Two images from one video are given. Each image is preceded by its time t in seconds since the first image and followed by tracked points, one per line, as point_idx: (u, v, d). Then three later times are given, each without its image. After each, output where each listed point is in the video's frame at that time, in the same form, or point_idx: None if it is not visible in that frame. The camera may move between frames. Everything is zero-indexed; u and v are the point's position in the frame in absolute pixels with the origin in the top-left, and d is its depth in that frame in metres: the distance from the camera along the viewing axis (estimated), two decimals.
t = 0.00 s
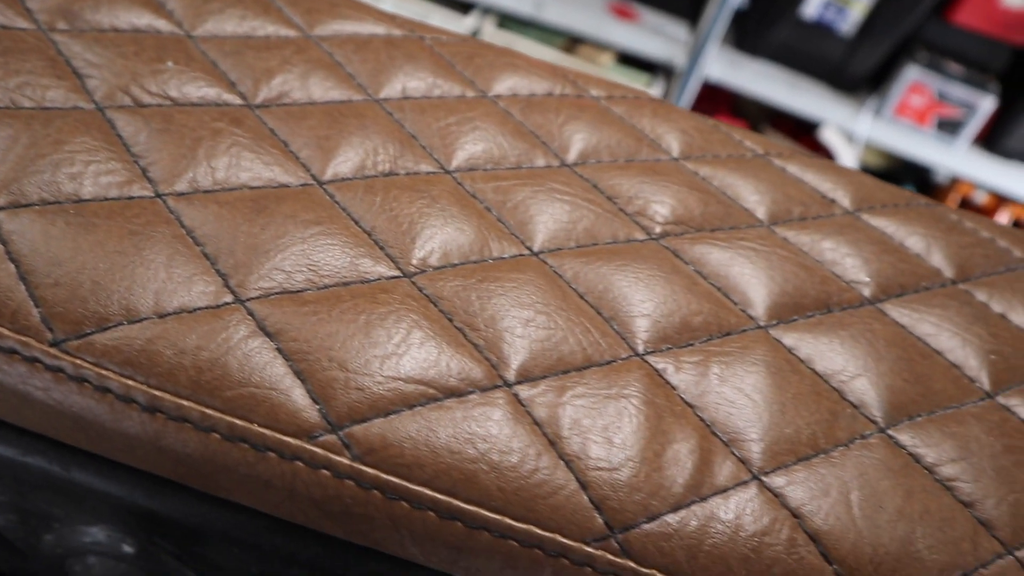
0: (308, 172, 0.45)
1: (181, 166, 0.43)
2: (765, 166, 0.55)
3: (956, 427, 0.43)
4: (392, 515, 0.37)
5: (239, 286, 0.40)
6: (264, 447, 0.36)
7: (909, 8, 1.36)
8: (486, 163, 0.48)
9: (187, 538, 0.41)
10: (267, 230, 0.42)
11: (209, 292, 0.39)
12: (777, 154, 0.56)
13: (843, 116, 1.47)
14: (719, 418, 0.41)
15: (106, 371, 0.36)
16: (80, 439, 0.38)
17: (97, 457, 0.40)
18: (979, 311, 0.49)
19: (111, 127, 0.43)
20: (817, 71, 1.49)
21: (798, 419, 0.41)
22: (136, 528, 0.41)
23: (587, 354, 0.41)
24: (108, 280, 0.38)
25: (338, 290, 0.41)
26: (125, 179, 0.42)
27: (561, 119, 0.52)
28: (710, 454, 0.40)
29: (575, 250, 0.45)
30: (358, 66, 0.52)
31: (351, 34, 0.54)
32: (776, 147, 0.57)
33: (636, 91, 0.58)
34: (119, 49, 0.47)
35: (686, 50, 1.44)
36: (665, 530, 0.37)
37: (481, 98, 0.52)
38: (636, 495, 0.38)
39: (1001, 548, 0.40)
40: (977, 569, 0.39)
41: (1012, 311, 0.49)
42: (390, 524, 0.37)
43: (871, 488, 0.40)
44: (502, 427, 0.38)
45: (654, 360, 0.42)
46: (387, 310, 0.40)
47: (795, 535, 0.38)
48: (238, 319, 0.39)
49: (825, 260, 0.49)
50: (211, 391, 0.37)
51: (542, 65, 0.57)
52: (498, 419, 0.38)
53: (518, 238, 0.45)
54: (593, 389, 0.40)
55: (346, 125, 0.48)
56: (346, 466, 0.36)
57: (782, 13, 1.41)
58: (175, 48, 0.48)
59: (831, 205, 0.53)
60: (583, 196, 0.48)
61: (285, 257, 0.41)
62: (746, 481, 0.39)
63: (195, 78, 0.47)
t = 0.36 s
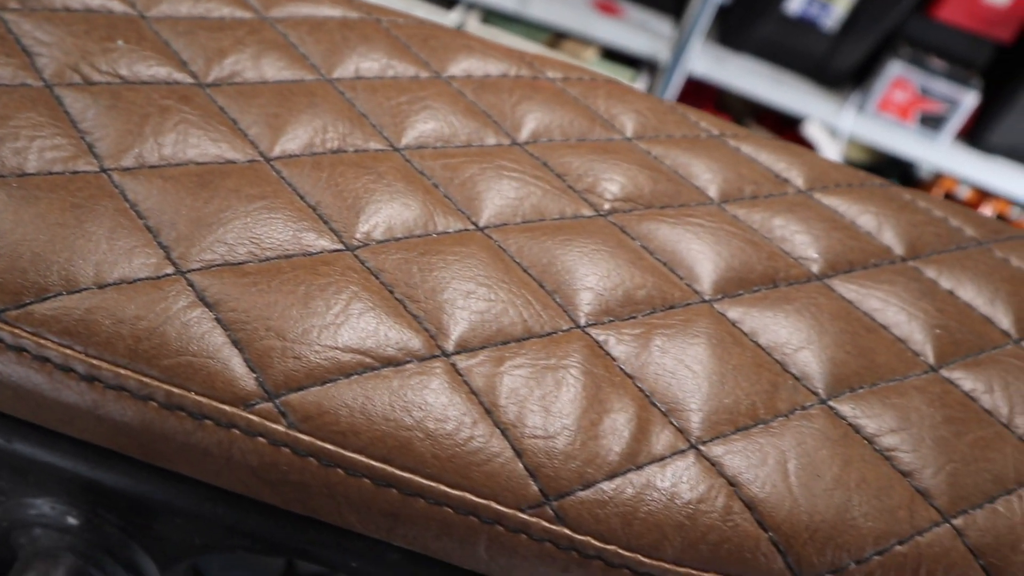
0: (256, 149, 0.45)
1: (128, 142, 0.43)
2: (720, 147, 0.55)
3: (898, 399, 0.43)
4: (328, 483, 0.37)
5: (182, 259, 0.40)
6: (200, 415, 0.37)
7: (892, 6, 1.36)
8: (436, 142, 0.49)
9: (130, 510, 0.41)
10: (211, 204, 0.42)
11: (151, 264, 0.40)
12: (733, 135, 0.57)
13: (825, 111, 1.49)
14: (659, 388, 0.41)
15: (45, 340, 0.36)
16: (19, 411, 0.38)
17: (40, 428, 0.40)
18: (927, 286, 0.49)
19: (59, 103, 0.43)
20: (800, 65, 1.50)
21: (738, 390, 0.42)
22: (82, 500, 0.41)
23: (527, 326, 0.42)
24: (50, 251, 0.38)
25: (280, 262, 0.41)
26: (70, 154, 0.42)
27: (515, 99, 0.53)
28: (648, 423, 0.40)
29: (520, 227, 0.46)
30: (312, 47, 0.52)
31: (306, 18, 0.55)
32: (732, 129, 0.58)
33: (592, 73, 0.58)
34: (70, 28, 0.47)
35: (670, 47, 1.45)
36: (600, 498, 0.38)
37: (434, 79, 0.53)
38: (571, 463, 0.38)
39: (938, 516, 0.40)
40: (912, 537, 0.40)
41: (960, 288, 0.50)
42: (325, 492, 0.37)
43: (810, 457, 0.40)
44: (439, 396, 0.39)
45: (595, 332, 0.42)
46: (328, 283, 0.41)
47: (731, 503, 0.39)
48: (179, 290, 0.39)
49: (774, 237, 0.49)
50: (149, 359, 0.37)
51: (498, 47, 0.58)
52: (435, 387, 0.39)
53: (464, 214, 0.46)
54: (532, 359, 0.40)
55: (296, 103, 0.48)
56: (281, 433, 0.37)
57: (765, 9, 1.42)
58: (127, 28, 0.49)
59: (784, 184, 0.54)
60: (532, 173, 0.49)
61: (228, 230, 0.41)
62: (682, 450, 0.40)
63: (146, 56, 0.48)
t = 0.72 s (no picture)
0: (205, 128, 0.46)
1: (77, 121, 0.43)
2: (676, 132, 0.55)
3: (843, 373, 0.44)
4: (269, 455, 0.37)
5: (126, 235, 0.40)
6: (141, 388, 0.37)
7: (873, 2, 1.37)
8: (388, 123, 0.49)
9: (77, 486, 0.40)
10: (158, 183, 0.42)
11: (95, 239, 0.40)
12: (690, 118, 0.57)
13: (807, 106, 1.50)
14: (602, 363, 0.41)
15: None
16: None
17: None
18: (878, 265, 0.50)
19: (7, 84, 0.44)
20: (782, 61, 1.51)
21: (682, 364, 0.42)
22: (29, 476, 0.40)
23: (471, 302, 0.42)
24: None
25: (224, 239, 0.41)
26: (16, 132, 0.42)
27: (469, 82, 0.54)
28: (590, 397, 0.40)
29: (469, 206, 0.46)
30: (267, 30, 0.53)
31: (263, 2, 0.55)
32: (690, 112, 0.58)
33: (548, 56, 0.59)
34: (22, 9, 0.48)
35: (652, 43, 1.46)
36: (540, 470, 0.38)
37: (389, 61, 0.53)
38: (511, 436, 0.38)
39: (880, 489, 0.41)
40: (853, 509, 0.40)
41: (912, 267, 0.50)
42: (265, 465, 0.38)
43: (753, 430, 0.41)
44: (380, 370, 0.39)
45: (540, 308, 0.43)
46: (271, 259, 0.41)
47: (672, 475, 0.39)
48: (122, 265, 0.39)
49: (725, 216, 0.50)
50: (90, 333, 0.37)
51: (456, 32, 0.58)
52: (377, 361, 0.39)
53: (413, 192, 0.46)
54: (475, 334, 0.41)
55: (248, 84, 0.48)
56: (221, 406, 0.37)
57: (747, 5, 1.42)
58: (80, 10, 0.49)
59: (738, 165, 0.54)
60: (483, 152, 0.49)
61: (174, 208, 0.42)
62: (624, 424, 0.40)
63: (98, 37, 0.48)
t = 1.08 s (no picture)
0: (155, 111, 0.46)
1: (26, 104, 0.43)
2: (635, 114, 0.56)
3: (790, 350, 0.44)
4: (211, 431, 0.37)
5: (71, 215, 0.40)
6: (83, 365, 0.37)
7: None
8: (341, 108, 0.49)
9: (25, 466, 0.41)
10: (106, 164, 0.42)
11: (40, 218, 0.39)
12: (647, 102, 0.58)
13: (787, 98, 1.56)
14: (547, 340, 0.42)
15: None
16: None
17: None
18: (829, 245, 0.50)
19: None
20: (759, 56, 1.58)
21: (627, 341, 0.42)
22: None
23: (417, 280, 0.42)
24: None
25: (170, 219, 0.41)
26: None
27: (424, 69, 0.54)
28: (533, 373, 0.40)
29: (419, 187, 0.47)
30: (222, 15, 0.53)
31: None
32: (648, 97, 0.59)
33: (505, 41, 0.60)
34: None
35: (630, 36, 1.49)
36: (482, 445, 0.38)
37: (344, 46, 0.54)
38: (453, 411, 0.39)
39: (825, 463, 0.41)
40: (797, 484, 0.40)
41: (864, 247, 0.51)
42: (207, 441, 0.38)
43: (698, 407, 0.41)
44: (323, 346, 0.39)
45: (486, 286, 0.43)
46: (217, 238, 0.41)
47: (614, 450, 0.39)
48: (66, 244, 0.39)
49: (676, 196, 0.50)
50: (32, 311, 0.37)
51: (413, 19, 0.59)
52: (320, 338, 0.39)
53: (364, 173, 0.46)
54: (420, 312, 0.41)
55: (201, 68, 0.49)
56: (163, 382, 0.37)
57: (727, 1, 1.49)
58: None
59: (693, 148, 0.55)
60: (435, 133, 0.50)
61: (121, 188, 0.42)
62: (567, 399, 0.40)
63: (50, 20, 0.48)
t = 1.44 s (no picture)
0: (103, 94, 0.46)
1: None
2: (590, 98, 0.57)
3: (737, 329, 0.44)
4: (152, 410, 0.37)
5: (14, 196, 0.40)
6: (23, 345, 0.37)
7: None
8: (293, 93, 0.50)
9: None
10: (51, 145, 0.42)
11: None
12: (603, 87, 0.59)
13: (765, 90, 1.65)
14: (491, 318, 0.42)
15: None
16: None
17: None
18: (781, 225, 0.50)
19: None
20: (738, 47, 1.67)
21: (573, 318, 0.42)
22: None
23: (362, 261, 0.42)
24: None
25: (115, 200, 0.41)
26: None
27: (379, 54, 0.54)
28: (476, 352, 0.40)
29: (368, 168, 0.47)
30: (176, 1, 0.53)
31: None
32: (605, 81, 0.60)
33: (461, 27, 0.61)
34: None
35: (606, 27, 1.53)
36: (423, 423, 0.38)
37: (298, 31, 0.54)
38: (394, 389, 0.39)
39: (769, 440, 0.41)
40: (741, 460, 0.40)
41: (816, 228, 0.51)
42: (148, 421, 0.38)
43: (642, 384, 0.41)
44: (266, 325, 0.39)
45: (431, 266, 0.43)
46: (161, 219, 0.41)
47: (557, 427, 0.39)
48: (8, 225, 0.39)
49: (628, 177, 0.51)
50: None
51: (371, 7, 0.60)
52: (263, 317, 0.39)
53: (313, 156, 0.47)
54: (363, 292, 0.41)
55: (152, 52, 0.49)
56: (103, 362, 0.37)
57: None
58: None
59: (648, 131, 0.55)
60: (386, 115, 0.50)
61: (67, 170, 0.41)
62: (510, 377, 0.40)
63: None
